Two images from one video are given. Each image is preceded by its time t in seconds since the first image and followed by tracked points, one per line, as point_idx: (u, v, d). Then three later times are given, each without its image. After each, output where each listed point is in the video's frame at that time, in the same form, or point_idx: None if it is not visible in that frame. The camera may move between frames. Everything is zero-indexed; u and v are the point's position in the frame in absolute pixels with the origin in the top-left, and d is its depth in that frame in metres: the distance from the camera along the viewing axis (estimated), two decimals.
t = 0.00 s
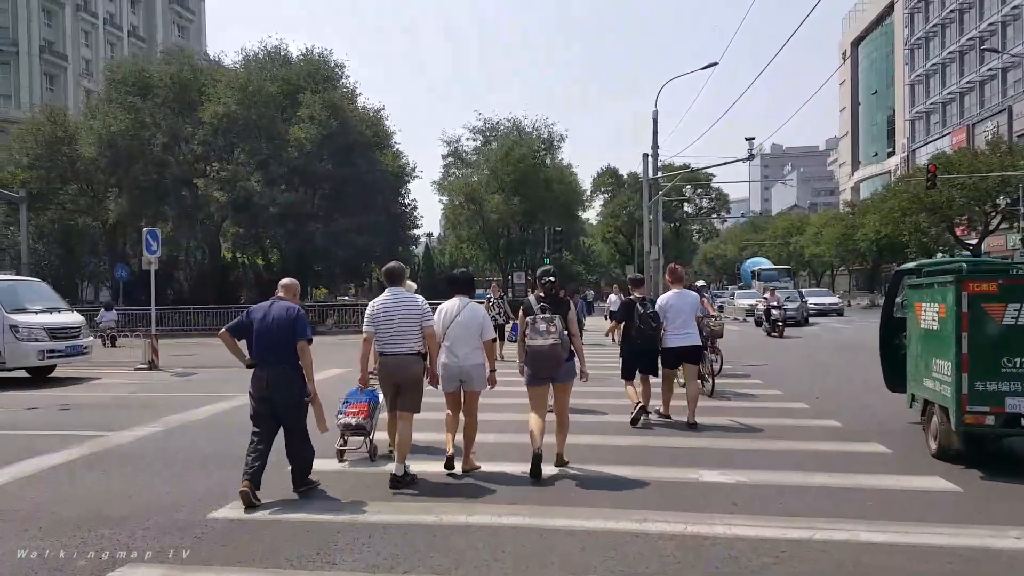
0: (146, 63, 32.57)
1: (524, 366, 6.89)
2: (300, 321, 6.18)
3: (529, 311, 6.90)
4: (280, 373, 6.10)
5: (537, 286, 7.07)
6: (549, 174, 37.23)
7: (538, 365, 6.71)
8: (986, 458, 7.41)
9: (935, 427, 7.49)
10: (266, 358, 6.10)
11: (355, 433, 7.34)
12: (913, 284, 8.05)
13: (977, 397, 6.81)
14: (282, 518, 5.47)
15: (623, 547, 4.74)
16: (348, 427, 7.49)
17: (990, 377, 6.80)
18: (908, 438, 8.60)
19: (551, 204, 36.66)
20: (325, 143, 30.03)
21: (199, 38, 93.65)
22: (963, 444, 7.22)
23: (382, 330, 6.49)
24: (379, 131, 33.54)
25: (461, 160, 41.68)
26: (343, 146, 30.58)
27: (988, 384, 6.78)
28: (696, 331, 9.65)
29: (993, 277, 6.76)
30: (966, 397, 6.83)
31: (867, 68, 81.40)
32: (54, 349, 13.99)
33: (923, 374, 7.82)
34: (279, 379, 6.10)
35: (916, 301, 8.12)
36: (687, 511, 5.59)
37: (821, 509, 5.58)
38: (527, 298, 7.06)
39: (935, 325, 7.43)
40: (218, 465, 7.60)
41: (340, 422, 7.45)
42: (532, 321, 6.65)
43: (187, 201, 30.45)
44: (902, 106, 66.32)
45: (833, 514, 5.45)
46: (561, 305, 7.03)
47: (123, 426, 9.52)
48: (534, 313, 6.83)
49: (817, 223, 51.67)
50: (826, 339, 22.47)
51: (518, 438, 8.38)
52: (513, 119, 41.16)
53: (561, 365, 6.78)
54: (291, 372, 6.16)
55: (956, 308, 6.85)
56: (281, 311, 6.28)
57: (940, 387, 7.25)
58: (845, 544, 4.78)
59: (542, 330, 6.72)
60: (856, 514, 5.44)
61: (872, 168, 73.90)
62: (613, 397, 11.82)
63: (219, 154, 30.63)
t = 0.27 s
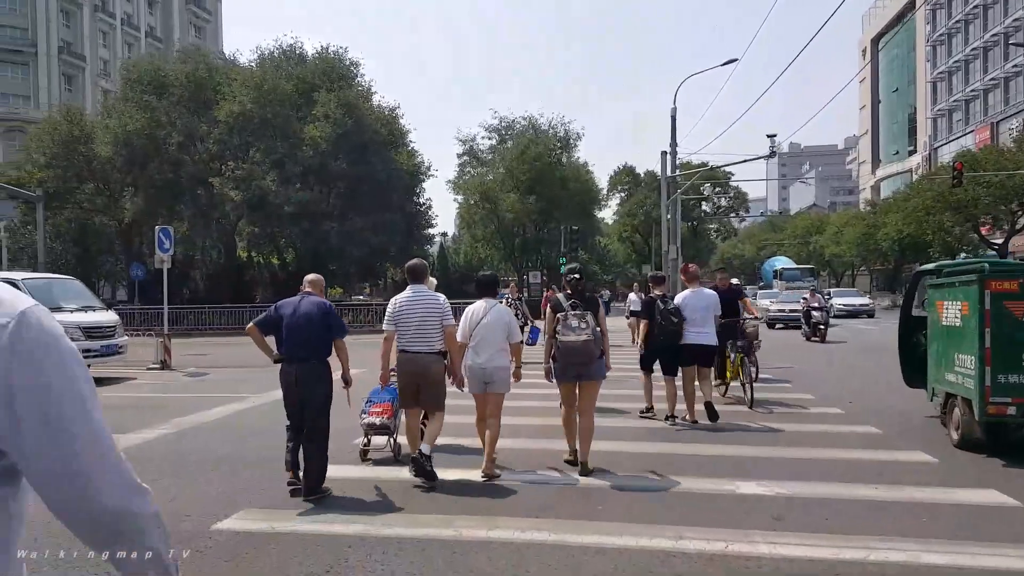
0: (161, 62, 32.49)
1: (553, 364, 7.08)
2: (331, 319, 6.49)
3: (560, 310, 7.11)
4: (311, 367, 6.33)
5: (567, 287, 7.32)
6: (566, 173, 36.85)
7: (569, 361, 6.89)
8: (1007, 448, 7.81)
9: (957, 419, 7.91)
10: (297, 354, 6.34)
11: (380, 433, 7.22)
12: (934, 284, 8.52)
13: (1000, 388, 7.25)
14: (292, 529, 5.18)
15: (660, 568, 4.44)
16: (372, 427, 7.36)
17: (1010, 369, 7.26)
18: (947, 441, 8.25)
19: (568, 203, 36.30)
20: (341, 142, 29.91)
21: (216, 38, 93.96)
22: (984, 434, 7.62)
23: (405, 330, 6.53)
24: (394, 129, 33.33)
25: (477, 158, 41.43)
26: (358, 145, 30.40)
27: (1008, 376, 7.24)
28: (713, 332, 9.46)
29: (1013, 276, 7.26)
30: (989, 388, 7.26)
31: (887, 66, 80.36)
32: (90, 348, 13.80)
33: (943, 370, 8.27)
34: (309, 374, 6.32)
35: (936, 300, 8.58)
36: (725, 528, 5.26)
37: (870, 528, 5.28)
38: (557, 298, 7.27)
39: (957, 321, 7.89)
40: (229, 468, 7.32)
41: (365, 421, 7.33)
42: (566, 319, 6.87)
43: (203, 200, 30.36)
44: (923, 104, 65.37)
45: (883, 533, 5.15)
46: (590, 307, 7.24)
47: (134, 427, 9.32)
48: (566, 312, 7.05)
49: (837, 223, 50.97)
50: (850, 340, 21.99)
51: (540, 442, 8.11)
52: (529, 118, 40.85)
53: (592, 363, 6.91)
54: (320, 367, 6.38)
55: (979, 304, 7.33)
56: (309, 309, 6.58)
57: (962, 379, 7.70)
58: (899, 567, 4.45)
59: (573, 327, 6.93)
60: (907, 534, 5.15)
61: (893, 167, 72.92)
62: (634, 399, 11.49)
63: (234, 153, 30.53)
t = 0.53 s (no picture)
0: (173, 60, 32.31)
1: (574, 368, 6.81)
2: (344, 320, 6.21)
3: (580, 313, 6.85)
4: (325, 371, 6.08)
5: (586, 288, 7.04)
6: (578, 172, 36.49)
7: (591, 366, 6.63)
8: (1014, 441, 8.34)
9: (969, 412, 8.44)
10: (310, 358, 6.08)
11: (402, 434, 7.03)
12: (946, 286, 9.03)
13: (1011, 384, 7.77)
14: (296, 549, 4.88)
15: None
16: (393, 429, 7.14)
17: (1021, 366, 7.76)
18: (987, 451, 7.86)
19: (580, 202, 35.95)
20: (353, 141, 29.73)
21: (229, 38, 93.95)
22: (995, 428, 8.11)
23: (421, 329, 6.30)
24: (406, 128, 33.07)
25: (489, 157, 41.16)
26: (370, 143, 30.16)
27: (1020, 372, 7.75)
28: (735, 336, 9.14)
29: None
30: (1001, 384, 7.77)
31: (903, 64, 79.56)
32: (116, 350, 13.60)
33: (956, 367, 8.78)
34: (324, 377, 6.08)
35: (948, 301, 9.10)
36: (761, 550, 4.93)
37: (917, 551, 4.95)
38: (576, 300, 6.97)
39: (970, 321, 8.40)
40: (238, 475, 7.04)
41: (386, 422, 7.10)
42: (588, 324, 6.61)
43: (213, 198, 30.18)
44: (940, 102, 64.62)
45: (932, 557, 4.83)
46: (609, 309, 6.94)
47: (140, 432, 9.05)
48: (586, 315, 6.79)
49: (852, 223, 50.41)
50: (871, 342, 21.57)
51: (560, 450, 7.78)
52: (542, 116, 40.57)
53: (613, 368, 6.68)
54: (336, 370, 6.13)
55: (993, 306, 7.84)
56: (324, 309, 6.30)
57: (975, 376, 8.21)
58: None
59: (596, 331, 6.68)
60: (957, 558, 4.82)
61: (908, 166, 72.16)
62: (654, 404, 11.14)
63: (245, 151, 30.33)
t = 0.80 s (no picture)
0: (175, 59, 32.10)
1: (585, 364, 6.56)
2: (345, 315, 6.05)
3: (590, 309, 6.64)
4: (327, 366, 5.96)
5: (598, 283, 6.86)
6: (584, 171, 36.22)
7: (599, 361, 6.39)
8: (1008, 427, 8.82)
9: (966, 402, 8.89)
10: (312, 353, 5.95)
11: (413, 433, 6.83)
12: (942, 282, 9.47)
13: (1007, 373, 8.22)
14: (285, 563, 4.62)
15: None
16: (404, 426, 6.96)
17: (1016, 357, 8.22)
18: (1011, 453, 7.61)
19: (586, 202, 35.72)
20: (357, 139, 29.56)
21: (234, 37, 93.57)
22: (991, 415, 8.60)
23: (438, 327, 6.24)
24: (410, 127, 32.87)
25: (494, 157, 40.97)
26: (373, 142, 29.98)
27: (1015, 363, 8.21)
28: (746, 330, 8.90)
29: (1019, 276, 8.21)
30: (998, 374, 8.22)
31: (909, 62, 79.12)
32: (131, 351, 13.36)
33: (952, 359, 9.23)
34: (327, 372, 5.96)
35: (944, 296, 9.52)
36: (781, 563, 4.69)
37: (950, 563, 4.69)
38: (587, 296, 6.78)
39: (966, 316, 8.83)
40: (236, 477, 6.79)
41: (397, 419, 6.92)
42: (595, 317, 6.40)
43: (215, 198, 29.99)
44: (947, 101, 64.21)
45: (966, 570, 4.57)
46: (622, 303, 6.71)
47: (136, 435, 8.78)
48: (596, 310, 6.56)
49: (859, 223, 50.07)
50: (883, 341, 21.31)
51: (570, 454, 7.50)
52: (547, 115, 40.34)
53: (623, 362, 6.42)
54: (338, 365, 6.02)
55: (990, 301, 8.27)
56: (326, 303, 6.14)
57: (972, 367, 8.66)
58: None
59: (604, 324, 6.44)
60: (993, 571, 4.57)
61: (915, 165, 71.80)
62: (665, 405, 10.87)
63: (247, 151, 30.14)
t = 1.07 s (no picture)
0: (174, 58, 31.78)
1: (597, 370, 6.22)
2: (351, 322, 5.77)
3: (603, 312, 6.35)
4: (331, 374, 5.66)
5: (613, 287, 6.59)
6: (586, 170, 35.82)
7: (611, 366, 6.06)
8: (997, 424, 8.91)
9: (957, 398, 8.97)
10: (315, 359, 5.66)
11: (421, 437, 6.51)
12: (932, 283, 9.55)
13: (998, 370, 8.32)
14: None
15: None
16: (411, 429, 6.64)
17: (1007, 355, 8.33)
18: None
19: (588, 201, 35.33)
20: (356, 138, 29.26)
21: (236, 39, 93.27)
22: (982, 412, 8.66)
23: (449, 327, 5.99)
24: (411, 126, 32.52)
25: (496, 157, 40.66)
26: (373, 141, 29.65)
27: (1006, 360, 8.32)
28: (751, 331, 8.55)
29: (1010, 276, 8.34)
30: (990, 370, 8.31)
31: (913, 61, 78.68)
32: (134, 355, 13.05)
33: (942, 358, 9.30)
34: (328, 380, 5.66)
35: (934, 297, 9.61)
36: None
37: None
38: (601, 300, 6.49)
39: (957, 315, 8.92)
40: (227, 489, 6.47)
41: (405, 422, 6.57)
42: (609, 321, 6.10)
43: (214, 199, 29.65)
44: (952, 99, 63.75)
45: None
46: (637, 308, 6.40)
47: (126, 443, 8.47)
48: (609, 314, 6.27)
49: (863, 223, 49.67)
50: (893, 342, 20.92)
51: (577, 464, 7.16)
52: (549, 114, 39.99)
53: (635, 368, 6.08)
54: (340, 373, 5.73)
55: (981, 300, 8.37)
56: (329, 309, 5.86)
57: (963, 364, 8.73)
58: None
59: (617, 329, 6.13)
60: None
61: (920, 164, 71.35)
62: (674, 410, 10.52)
63: (246, 151, 29.84)
